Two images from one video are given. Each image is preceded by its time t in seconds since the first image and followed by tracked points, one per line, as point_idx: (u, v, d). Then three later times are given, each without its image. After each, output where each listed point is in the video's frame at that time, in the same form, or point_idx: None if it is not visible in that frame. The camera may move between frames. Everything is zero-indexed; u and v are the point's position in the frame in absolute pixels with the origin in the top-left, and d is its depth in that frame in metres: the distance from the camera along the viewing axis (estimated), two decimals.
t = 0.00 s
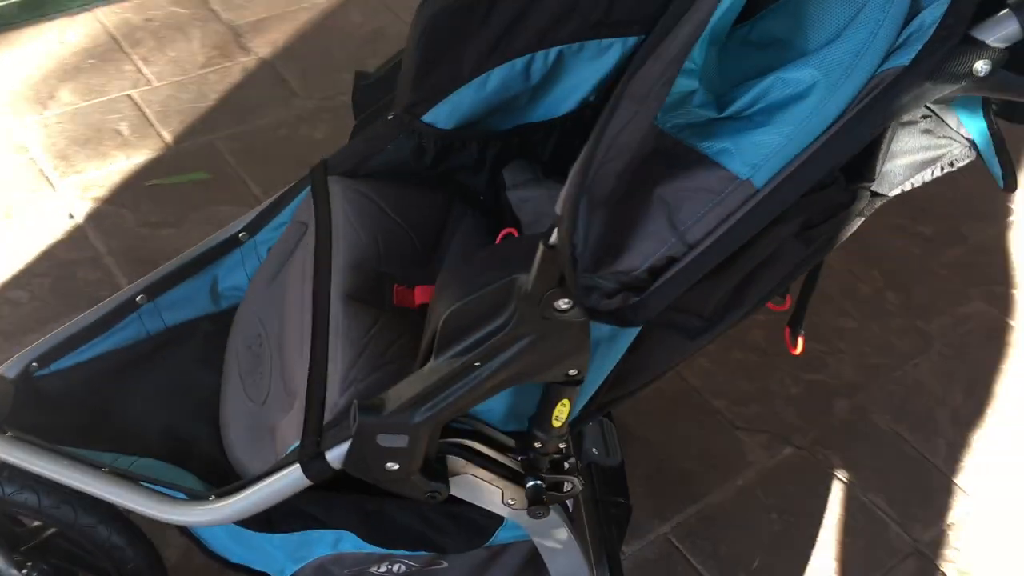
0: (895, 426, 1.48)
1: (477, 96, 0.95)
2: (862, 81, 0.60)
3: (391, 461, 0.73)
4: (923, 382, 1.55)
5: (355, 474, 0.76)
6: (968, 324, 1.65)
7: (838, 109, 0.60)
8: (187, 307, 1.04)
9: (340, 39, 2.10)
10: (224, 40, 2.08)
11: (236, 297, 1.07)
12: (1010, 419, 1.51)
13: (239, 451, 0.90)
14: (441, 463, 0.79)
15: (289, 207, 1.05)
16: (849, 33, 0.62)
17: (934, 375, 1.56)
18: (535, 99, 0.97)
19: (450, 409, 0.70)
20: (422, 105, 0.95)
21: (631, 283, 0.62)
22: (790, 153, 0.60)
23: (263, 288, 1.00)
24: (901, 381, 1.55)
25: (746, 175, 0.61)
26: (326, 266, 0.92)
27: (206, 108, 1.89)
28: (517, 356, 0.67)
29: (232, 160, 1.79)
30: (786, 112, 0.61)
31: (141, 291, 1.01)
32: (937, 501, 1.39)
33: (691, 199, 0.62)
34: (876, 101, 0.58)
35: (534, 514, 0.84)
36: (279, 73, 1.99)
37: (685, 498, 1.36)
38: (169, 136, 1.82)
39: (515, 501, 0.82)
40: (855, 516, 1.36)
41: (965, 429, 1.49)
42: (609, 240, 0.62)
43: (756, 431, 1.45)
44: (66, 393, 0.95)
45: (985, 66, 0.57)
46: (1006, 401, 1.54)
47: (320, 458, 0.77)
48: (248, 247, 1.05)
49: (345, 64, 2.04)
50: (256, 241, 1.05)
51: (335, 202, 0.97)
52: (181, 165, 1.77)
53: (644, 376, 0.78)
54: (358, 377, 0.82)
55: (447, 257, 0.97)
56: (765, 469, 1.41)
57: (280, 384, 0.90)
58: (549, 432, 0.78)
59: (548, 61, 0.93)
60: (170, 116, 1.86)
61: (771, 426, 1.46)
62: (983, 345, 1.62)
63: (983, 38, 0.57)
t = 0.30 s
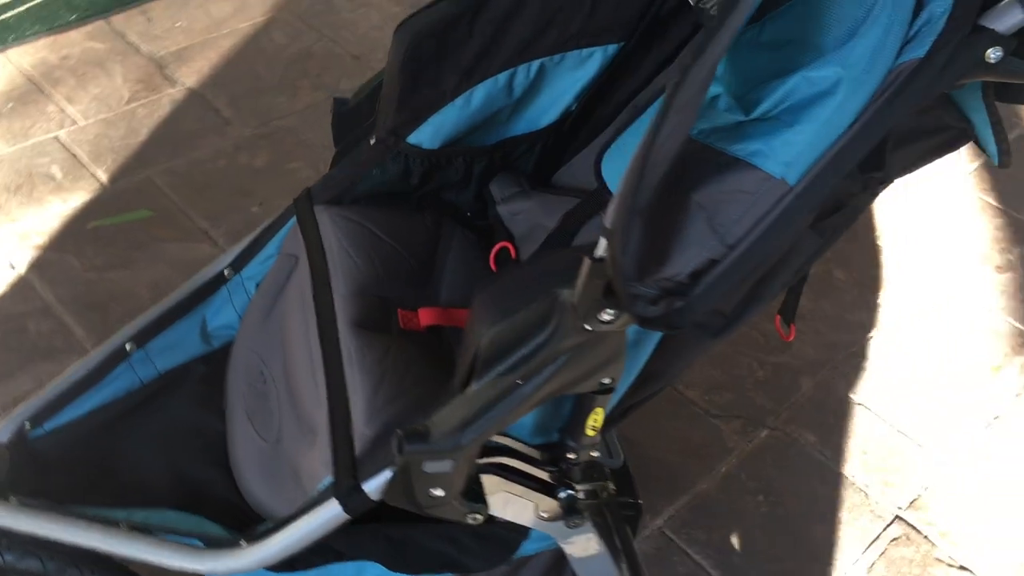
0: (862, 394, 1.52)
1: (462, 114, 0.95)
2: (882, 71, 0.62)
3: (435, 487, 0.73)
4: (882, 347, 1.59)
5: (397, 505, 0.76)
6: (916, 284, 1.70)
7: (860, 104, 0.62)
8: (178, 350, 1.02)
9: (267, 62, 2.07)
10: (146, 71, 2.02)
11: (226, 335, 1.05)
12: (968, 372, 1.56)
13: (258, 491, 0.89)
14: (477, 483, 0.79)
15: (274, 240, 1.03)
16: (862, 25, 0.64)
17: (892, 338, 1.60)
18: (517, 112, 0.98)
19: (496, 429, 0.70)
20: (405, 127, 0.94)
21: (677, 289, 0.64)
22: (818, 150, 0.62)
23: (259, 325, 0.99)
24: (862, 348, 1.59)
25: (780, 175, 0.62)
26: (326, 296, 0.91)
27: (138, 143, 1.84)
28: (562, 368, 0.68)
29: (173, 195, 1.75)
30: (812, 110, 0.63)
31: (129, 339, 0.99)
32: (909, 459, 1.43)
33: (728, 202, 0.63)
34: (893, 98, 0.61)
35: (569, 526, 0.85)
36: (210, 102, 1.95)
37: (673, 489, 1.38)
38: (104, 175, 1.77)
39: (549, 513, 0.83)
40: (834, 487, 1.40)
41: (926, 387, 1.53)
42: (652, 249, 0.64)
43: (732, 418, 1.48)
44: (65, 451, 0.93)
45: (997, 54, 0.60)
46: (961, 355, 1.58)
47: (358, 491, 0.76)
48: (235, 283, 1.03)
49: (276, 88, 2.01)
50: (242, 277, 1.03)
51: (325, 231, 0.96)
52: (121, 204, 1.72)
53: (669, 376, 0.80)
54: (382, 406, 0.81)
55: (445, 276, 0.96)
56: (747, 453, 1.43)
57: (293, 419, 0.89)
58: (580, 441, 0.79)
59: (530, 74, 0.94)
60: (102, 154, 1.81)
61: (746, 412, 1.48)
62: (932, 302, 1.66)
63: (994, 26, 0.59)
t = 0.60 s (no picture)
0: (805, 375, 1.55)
1: (422, 145, 0.94)
2: (871, 79, 0.62)
3: (460, 532, 0.72)
4: (817, 330, 1.63)
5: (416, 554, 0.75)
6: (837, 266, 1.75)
7: (855, 112, 0.62)
8: (145, 416, 0.98)
9: (168, 98, 2.00)
10: (41, 118, 1.94)
11: (193, 395, 1.01)
12: (898, 345, 1.61)
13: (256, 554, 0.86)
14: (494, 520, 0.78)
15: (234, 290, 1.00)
16: (846, 36, 0.63)
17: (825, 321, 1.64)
18: (475, 138, 0.97)
19: (519, 466, 0.70)
20: (366, 163, 0.93)
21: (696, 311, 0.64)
22: (821, 160, 0.63)
23: (232, 382, 0.96)
24: (799, 334, 1.62)
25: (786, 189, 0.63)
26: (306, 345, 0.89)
27: (44, 194, 1.77)
28: (581, 402, 0.69)
29: (90, 245, 1.68)
30: (808, 123, 0.63)
31: (94, 410, 0.95)
32: (859, 436, 1.47)
33: (739, 221, 0.63)
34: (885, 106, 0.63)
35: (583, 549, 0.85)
36: (114, 144, 1.88)
37: (643, 488, 1.38)
38: (12, 232, 1.69)
39: (562, 539, 0.83)
40: (794, 470, 1.42)
41: (863, 364, 1.58)
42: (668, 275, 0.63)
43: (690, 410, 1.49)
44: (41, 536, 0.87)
45: (979, 55, 0.60)
46: (889, 331, 1.64)
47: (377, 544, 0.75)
48: (197, 340, 0.99)
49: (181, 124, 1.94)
50: (205, 332, 1.00)
51: (293, 278, 0.94)
52: (36, 261, 1.65)
53: (670, 390, 0.80)
54: (385, 455, 0.79)
55: (421, 311, 0.95)
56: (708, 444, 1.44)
57: (289, 476, 0.86)
58: (592, 466, 0.79)
59: (488, 99, 0.94)
60: (7, 211, 1.73)
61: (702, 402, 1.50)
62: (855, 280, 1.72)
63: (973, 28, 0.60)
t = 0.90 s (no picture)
0: (742, 349, 1.59)
1: (374, 156, 0.92)
2: (844, 57, 0.63)
3: (473, 544, 0.71)
4: (746, 302, 1.66)
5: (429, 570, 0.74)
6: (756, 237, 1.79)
7: (831, 91, 0.63)
8: (106, 461, 0.94)
9: (58, 126, 1.91)
10: None
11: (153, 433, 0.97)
12: (822, 310, 1.66)
13: None
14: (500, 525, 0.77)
15: (186, 320, 0.95)
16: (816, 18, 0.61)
17: (753, 291, 1.68)
18: (426, 143, 0.95)
19: (527, 471, 0.70)
20: (318, 179, 0.91)
21: (697, 298, 0.65)
22: (803, 140, 0.64)
23: (198, 415, 0.92)
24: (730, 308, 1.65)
25: (775, 170, 0.63)
26: (277, 371, 0.86)
27: None
28: (588, 401, 0.69)
29: None
30: (791, 104, 0.63)
31: (52, 461, 0.90)
32: (799, 402, 1.51)
33: (733, 205, 0.64)
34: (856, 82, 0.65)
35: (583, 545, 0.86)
36: (6, 180, 1.78)
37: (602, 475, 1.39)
38: None
39: (562, 539, 0.84)
40: (742, 442, 1.45)
41: (793, 332, 1.62)
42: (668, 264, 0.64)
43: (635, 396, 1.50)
44: None
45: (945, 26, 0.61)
46: (812, 296, 1.69)
47: (386, 563, 0.74)
48: (153, 375, 0.95)
49: (76, 152, 1.85)
50: (160, 367, 0.95)
51: (252, 303, 0.91)
52: None
53: (657, 379, 0.81)
54: (381, 475, 0.78)
55: (388, 323, 0.93)
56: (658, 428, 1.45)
57: (275, 508, 0.84)
58: (588, 461, 0.79)
59: (438, 105, 0.93)
60: None
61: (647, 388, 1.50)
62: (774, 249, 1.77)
63: None
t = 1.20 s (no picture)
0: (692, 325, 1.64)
1: (355, 163, 0.94)
2: (826, 29, 0.67)
3: (511, 529, 0.74)
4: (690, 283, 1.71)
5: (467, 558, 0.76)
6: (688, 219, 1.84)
7: (819, 62, 0.67)
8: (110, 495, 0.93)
9: None
10: None
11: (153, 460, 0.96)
12: (761, 281, 1.73)
13: None
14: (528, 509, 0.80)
15: (175, 344, 0.95)
16: None
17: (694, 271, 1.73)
18: (401, 146, 0.97)
19: (559, 451, 0.73)
20: (300, 191, 0.91)
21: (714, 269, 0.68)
22: (797, 111, 0.68)
23: (201, 438, 0.92)
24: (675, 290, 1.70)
25: (775, 141, 0.67)
26: (281, 383, 0.87)
27: None
28: (610, 378, 0.72)
29: None
30: (783, 78, 0.67)
31: (55, 499, 0.89)
32: (754, 371, 1.57)
33: (740, 178, 0.67)
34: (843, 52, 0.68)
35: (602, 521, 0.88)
36: None
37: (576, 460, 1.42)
38: None
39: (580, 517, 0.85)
40: (706, 414, 1.50)
41: (739, 305, 1.68)
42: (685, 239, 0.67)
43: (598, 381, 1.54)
44: None
45: None
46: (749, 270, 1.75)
47: (424, 556, 0.75)
48: (146, 402, 0.94)
49: None
50: (152, 394, 0.95)
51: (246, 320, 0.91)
52: None
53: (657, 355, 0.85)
54: (406, 472, 0.80)
55: (382, 327, 0.95)
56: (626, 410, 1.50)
57: (295, 519, 0.85)
58: (605, 438, 0.83)
59: (412, 108, 0.94)
60: None
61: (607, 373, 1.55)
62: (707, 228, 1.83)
63: None
